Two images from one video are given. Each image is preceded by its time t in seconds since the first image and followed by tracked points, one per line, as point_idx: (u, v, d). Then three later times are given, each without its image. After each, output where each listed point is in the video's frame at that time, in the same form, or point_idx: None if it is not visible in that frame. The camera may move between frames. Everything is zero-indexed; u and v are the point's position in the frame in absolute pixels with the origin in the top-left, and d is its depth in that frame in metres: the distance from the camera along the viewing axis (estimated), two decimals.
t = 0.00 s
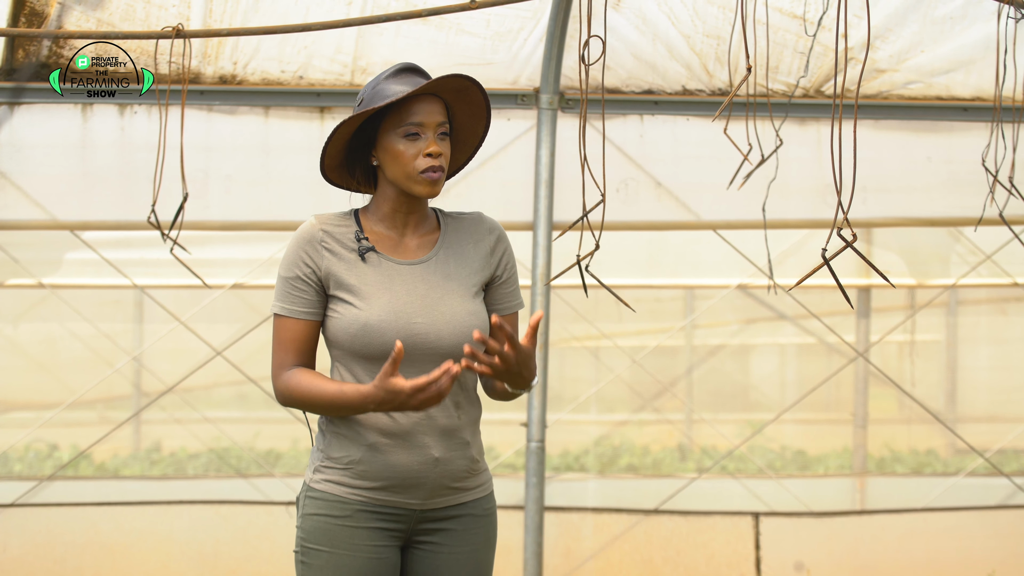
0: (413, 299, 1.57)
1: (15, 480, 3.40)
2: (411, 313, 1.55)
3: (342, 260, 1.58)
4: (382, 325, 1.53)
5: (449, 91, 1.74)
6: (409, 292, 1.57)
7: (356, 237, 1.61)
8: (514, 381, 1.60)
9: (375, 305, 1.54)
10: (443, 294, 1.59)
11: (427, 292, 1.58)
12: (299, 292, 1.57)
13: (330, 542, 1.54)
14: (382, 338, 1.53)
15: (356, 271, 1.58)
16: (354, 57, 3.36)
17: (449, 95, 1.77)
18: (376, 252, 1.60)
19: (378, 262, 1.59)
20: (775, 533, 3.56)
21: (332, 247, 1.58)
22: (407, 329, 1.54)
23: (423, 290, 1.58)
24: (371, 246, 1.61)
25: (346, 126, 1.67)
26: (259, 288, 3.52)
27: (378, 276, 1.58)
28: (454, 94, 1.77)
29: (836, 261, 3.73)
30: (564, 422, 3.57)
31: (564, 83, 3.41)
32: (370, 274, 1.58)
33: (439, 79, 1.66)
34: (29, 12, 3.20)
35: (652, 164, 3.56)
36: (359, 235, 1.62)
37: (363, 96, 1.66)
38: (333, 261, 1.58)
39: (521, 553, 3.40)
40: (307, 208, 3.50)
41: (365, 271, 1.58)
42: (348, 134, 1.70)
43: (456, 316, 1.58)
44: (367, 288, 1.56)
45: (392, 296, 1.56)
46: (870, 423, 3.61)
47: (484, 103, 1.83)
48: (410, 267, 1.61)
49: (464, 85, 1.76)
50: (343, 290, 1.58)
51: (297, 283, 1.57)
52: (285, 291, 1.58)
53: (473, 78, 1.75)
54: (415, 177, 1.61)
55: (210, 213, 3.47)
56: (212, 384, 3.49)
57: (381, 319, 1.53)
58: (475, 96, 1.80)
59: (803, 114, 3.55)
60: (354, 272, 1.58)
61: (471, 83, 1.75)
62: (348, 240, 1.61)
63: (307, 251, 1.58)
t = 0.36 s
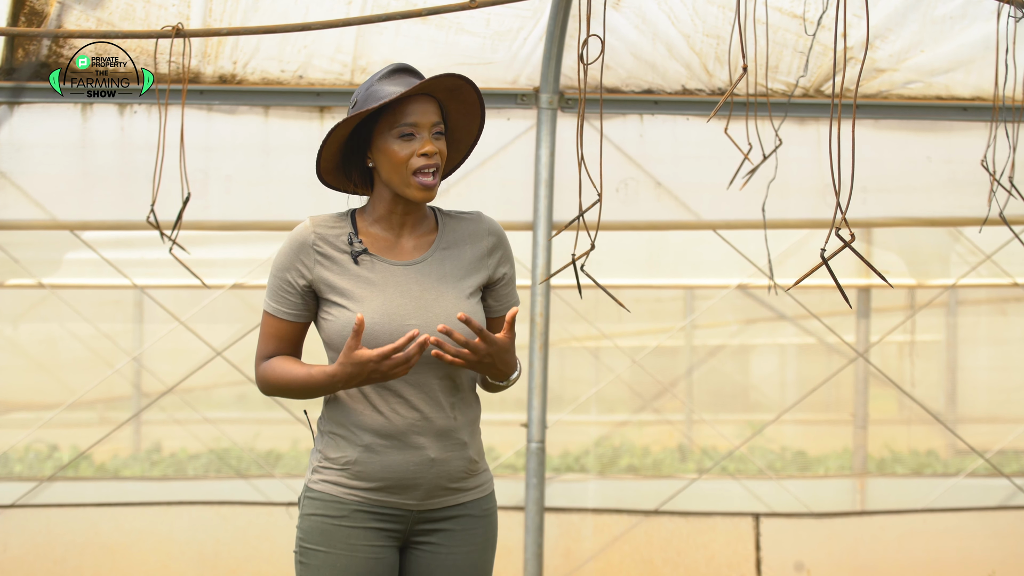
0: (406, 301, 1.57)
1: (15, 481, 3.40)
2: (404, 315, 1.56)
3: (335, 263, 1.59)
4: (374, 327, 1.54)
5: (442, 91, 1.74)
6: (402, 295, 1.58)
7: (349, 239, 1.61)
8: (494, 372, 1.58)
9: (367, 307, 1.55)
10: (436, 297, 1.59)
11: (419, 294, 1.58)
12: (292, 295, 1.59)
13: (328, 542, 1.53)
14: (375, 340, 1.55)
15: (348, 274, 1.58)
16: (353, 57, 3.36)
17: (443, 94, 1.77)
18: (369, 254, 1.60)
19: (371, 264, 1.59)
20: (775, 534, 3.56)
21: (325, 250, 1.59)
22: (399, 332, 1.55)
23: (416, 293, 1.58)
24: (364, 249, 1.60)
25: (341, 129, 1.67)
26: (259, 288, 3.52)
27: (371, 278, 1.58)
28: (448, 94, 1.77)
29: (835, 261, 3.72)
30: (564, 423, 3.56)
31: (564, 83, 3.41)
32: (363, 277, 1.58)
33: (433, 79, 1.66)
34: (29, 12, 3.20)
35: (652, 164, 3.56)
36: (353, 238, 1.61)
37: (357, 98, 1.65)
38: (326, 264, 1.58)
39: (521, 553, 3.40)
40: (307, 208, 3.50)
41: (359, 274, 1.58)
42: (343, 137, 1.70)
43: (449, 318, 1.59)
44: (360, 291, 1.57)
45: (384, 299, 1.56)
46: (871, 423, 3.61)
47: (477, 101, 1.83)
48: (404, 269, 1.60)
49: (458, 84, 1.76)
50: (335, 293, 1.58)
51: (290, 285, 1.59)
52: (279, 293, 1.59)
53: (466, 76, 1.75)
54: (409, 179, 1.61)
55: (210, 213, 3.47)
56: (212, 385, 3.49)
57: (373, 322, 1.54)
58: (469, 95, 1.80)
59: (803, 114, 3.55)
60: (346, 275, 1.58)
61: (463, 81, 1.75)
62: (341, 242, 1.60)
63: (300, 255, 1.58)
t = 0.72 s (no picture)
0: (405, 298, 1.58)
1: (15, 480, 3.40)
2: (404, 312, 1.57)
3: (334, 261, 1.59)
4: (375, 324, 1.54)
5: (444, 98, 1.74)
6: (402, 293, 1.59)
7: (348, 238, 1.61)
8: (485, 349, 1.56)
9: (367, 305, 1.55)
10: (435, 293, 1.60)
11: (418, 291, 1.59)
12: (292, 294, 1.58)
13: (330, 542, 1.53)
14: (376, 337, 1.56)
15: (349, 272, 1.59)
16: (353, 57, 3.36)
17: (445, 101, 1.77)
18: (368, 253, 1.61)
19: (371, 262, 1.60)
20: (775, 534, 3.55)
21: (324, 249, 1.59)
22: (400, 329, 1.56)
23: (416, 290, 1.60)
24: (363, 247, 1.61)
25: (341, 129, 1.67)
26: (259, 288, 3.52)
27: (371, 277, 1.60)
28: (449, 101, 1.77)
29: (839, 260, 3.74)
30: (564, 422, 3.56)
31: (564, 82, 3.41)
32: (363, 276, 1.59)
33: (436, 86, 1.66)
34: (29, 12, 3.21)
35: (652, 163, 3.56)
36: (352, 237, 1.62)
37: (358, 98, 1.65)
38: (325, 263, 1.58)
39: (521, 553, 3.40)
40: (307, 208, 3.50)
41: (358, 272, 1.59)
42: (342, 136, 1.71)
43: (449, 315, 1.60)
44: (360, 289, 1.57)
45: (385, 297, 1.58)
46: (871, 423, 3.61)
47: (478, 110, 1.83)
48: (403, 267, 1.62)
49: (460, 92, 1.75)
50: (336, 291, 1.58)
51: (289, 284, 1.58)
52: (278, 293, 1.58)
53: (468, 86, 1.75)
54: (406, 183, 1.62)
55: (210, 213, 3.47)
56: (212, 384, 3.49)
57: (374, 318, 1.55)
58: (471, 104, 1.80)
59: (803, 114, 3.55)
60: (346, 272, 1.58)
61: (465, 90, 1.75)
62: (340, 241, 1.61)
63: (300, 254, 1.58)
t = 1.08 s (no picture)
0: (409, 294, 1.56)
1: (15, 480, 3.40)
2: (407, 307, 1.55)
3: (338, 258, 1.59)
4: (379, 319, 1.53)
5: (449, 101, 1.74)
6: (405, 289, 1.57)
7: (351, 237, 1.62)
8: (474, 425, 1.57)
9: (371, 300, 1.54)
10: (438, 290, 1.59)
11: (422, 288, 1.58)
12: (295, 292, 1.58)
13: (333, 542, 1.53)
14: (379, 332, 1.53)
15: (351, 269, 1.58)
16: (353, 57, 3.37)
17: (449, 104, 1.77)
18: (371, 252, 1.61)
19: (373, 260, 1.60)
20: (775, 534, 3.56)
21: (328, 246, 1.59)
22: (403, 323, 1.53)
23: (419, 286, 1.58)
24: (366, 245, 1.61)
25: (344, 130, 1.67)
26: (259, 288, 3.52)
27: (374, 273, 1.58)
28: (453, 104, 1.77)
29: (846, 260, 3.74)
30: (564, 422, 3.56)
31: (564, 82, 3.41)
32: (365, 272, 1.58)
33: (440, 89, 1.66)
34: (29, 12, 3.21)
35: (652, 163, 3.56)
36: (355, 235, 1.62)
37: (362, 98, 1.65)
38: (328, 260, 1.58)
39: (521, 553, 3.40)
40: (307, 208, 3.50)
41: (361, 269, 1.58)
42: (345, 137, 1.71)
43: (452, 310, 1.58)
44: (363, 285, 1.56)
45: (387, 292, 1.56)
46: (871, 423, 3.61)
47: (482, 115, 1.83)
48: (405, 265, 1.61)
49: (464, 96, 1.76)
50: (338, 288, 1.57)
51: (291, 282, 1.57)
52: (280, 290, 1.58)
53: (473, 90, 1.75)
54: (408, 186, 1.62)
55: (210, 213, 3.47)
56: (212, 384, 3.49)
57: (377, 313, 1.53)
58: (475, 107, 1.80)
59: (803, 114, 3.55)
60: (350, 270, 1.58)
61: (470, 94, 1.75)
62: (343, 239, 1.61)
63: (303, 252, 1.58)
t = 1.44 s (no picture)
0: (414, 291, 1.57)
1: (15, 480, 3.40)
2: (413, 304, 1.55)
3: (343, 255, 1.58)
4: (385, 315, 1.53)
5: (449, 92, 1.74)
6: (411, 286, 1.57)
7: (356, 235, 1.62)
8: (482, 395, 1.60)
9: (376, 297, 1.54)
10: (444, 288, 1.60)
11: (427, 286, 1.58)
12: (299, 289, 1.57)
13: (332, 544, 1.53)
14: (385, 328, 1.53)
15: (356, 265, 1.58)
16: (353, 57, 3.37)
17: (449, 96, 1.77)
18: (376, 249, 1.61)
19: (378, 258, 1.60)
20: (775, 534, 3.56)
21: (333, 243, 1.58)
22: (409, 321, 1.54)
23: (424, 284, 1.58)
24: (371, 243, 1.61)
25: (345, 126, 1.67)
26: (259, 288, 3.52)
27: (379, 270, 1.58)
28: (454, 96, 1.77)
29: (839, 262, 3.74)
30: (564, 423, 3.56)
31: (564, 83, 3.41)
32: (371, 268, 1.58)
33: (440, 80, 1.66)
34: (29, 12, 3.20)
35: (652, 163, 3.56)
36: (359, 233, 1.62)
37: (364, 95, 1.65)
38: (333, 257, 1.57)
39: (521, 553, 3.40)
40: (307, 208, 3.50)
41: (366, 266, 1.58)
42: (348, 134, 1.71)
43: (458, 309, 1.59)
44: (368, 281, 1.56)
45: (393, 289, 1.56)
46: (871, 423, 3.61)
47: (482, 105, 1.83)
48: (411, 263, 1.61)
49: (463, 86, 1.76)
50: (343, 284, 1.57)
51: (295, 278, 1.56)
52: (284, 287, 1.56)
53: (473, 80, 1.75)
54: (413, 178, 1.62)
55: (210, 213, 3.47)
56: (212, 384, 3.49)
57: (383, 310, 1.53)
58: (475, 99, 1.81)
59: (803, 114, 3.54)
60: (355, 266, 1.58)
61: (470, 84, 1.75)
62: (348, 237, 1.61)
63: (307, 248, 1.57)
